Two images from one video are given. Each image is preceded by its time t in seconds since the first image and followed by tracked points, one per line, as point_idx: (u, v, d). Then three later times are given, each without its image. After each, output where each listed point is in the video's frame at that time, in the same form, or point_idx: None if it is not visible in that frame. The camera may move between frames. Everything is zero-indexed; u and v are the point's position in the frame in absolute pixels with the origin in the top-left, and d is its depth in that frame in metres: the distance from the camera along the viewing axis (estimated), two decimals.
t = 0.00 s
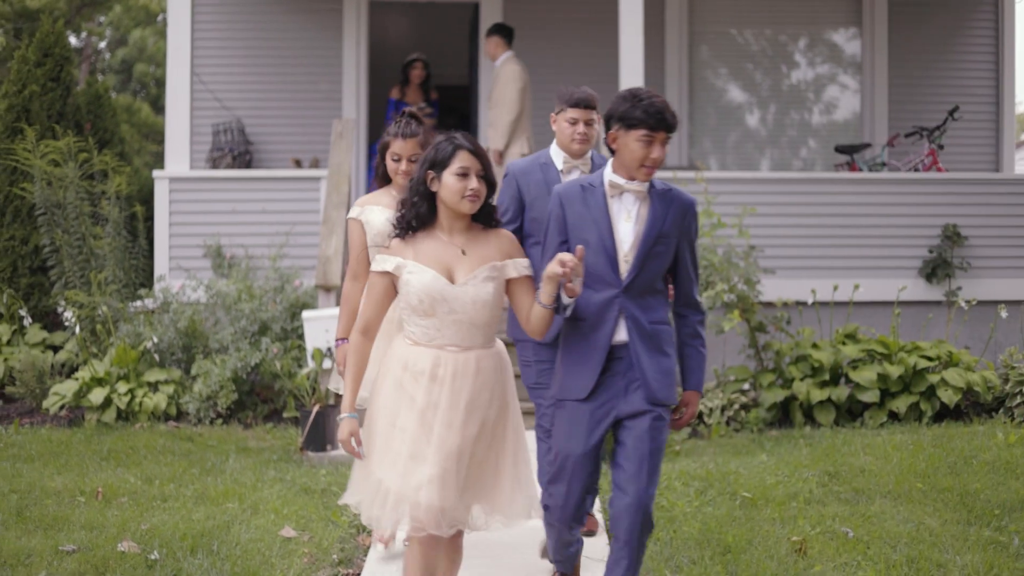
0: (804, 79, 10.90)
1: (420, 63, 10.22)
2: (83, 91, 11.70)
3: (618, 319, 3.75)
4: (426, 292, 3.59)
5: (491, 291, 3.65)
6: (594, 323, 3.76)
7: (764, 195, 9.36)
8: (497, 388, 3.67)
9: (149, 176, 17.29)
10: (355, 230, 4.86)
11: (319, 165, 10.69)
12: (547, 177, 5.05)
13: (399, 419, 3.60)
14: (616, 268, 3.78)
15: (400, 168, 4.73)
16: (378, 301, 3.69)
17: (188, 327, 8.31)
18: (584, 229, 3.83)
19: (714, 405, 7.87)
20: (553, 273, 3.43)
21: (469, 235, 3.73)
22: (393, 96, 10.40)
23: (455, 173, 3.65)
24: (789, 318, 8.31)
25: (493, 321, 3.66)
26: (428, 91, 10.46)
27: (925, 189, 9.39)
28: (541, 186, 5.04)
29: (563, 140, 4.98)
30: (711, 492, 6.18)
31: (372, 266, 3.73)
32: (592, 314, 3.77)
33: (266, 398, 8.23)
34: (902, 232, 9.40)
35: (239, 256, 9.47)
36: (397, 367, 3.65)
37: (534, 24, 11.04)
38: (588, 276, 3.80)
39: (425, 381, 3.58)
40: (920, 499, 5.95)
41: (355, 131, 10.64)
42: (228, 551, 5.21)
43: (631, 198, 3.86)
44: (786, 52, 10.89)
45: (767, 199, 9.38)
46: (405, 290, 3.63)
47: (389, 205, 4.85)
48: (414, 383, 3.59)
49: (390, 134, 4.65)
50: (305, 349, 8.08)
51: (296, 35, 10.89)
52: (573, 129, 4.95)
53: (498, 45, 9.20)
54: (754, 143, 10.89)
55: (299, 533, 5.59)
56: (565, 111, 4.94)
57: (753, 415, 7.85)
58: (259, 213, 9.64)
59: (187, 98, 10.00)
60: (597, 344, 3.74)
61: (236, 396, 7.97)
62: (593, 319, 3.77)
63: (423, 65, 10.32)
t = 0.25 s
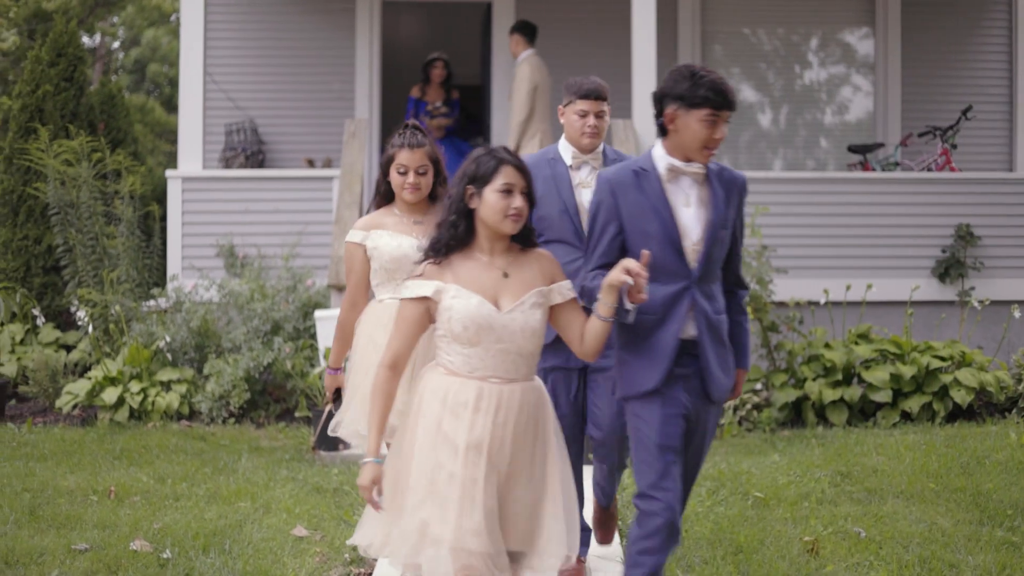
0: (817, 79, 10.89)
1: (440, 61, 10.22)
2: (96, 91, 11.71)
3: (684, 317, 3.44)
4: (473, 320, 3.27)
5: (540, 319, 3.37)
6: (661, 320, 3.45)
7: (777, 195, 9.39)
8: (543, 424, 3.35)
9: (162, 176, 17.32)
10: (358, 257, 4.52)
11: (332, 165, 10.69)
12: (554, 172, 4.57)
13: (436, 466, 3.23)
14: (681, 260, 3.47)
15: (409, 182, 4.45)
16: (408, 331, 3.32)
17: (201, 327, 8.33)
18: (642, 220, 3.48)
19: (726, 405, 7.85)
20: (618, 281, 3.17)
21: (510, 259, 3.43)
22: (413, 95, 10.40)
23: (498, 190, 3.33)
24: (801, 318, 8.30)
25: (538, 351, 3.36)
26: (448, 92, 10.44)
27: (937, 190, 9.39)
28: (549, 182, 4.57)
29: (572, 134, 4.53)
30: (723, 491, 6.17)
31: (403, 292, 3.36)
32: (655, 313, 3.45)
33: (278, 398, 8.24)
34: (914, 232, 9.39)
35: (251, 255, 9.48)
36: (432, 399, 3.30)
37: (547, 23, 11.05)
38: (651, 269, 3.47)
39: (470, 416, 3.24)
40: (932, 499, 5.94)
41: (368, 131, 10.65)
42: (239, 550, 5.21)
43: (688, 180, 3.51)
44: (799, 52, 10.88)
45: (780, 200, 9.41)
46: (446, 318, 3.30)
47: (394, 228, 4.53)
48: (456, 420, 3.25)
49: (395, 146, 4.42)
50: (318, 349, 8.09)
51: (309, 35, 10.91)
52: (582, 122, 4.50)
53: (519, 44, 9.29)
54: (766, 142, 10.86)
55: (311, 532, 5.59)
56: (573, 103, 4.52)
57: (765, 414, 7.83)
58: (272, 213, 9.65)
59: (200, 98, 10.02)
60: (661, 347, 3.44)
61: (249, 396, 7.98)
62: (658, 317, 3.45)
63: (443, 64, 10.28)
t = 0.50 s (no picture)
0: (824, 79, 10.87)
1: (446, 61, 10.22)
2: (103, 91, 11.71)
3: (781, 356, 3.25)
4: (536, 317, 2.97)
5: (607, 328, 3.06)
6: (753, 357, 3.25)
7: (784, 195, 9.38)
8: (611, 431, 3.04)
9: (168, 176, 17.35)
10: (364, 240, 4.27)
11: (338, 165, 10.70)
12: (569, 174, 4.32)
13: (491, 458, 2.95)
14: (773, 294, 3.25)
15: (422, 173, 4.21)
16: (467, 320, 3.02)
17: (207, 327, 8.33)
18: (732, 253, 3.24)
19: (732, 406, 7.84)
20: (694, 296, 2.99)
21: (572, 252, 3.12)
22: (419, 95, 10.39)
23: (569, 179, 3.00)
24: (808, 319, 8.29)
25: (601, 351, 3.07)
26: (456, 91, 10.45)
27: (944, 190, 9.38)
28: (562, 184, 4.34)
29: (596, 136, 4.13)
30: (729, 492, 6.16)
31: (455, 278, 3.04)
32: (746, 352, 3.26)
33: (285, 398, 8.24)
34: (922, 233, 9.39)
35: (258, 255, 9.49)
36: (481, 401, 3.03)
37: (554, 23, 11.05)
38: (739, 303, 3.25)
39: (509, 423, 2.97)
40: (939, 500, 5.93)
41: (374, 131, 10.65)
42: (246, 550, 5.21)
43: (773, 209, 3.29)
44: (806, 53, 10.87)
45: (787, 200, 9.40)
46: (506, 316, 3.00)
47: (403, 212, 4.30)
48: (501, 423, 2.98)
49: (407, 134, 4.21)
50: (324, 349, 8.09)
51: (315, 35, 10.90)
52: (607, 124, 4.10)
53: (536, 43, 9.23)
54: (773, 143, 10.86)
55: (318, 533, 5.59)
56: (599, 102, 4.09)
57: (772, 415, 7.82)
58: (278, 213, 9.66)
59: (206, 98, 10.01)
60: (756, 390, 3.24)
61: (255, 396, 7.98)
62: (749, 355, 3.26)
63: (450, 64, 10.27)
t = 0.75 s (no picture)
0: (828, 79, 10.87)
1: (445, 65, 10.26)
2: (106, 91, 11.71)
3: (880, 349, 3.16)
4: (652, 354, 2.68)
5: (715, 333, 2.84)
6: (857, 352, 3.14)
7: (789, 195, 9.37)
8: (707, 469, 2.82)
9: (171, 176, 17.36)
10: (365, 263, 3.93)
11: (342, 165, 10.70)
12: (595, 181, 4.11)
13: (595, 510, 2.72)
14: (879, 281, 3.18)
15: (434, 181, 3.90)
16: (571, 355, 2.70)
17: (211, 327, 8.33)
18: (845, 236, 3.15)
19: (738, 407, 7.83)
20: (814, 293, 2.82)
21: (671, 278, 2.83)
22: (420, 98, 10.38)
23: (673, 198, 2.73)
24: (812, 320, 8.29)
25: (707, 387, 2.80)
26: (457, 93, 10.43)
27: (946, 191, 9.42)
28: (589, 191, 4.11)
29: (636, 134, 3.95)
30: (735, 493, 6.15)
31: (556, 313, 2.72)
32: (850, 344, 3.13)
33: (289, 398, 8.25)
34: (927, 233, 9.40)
35: (262, 255, 9.49)
36: (585, 455, 2.75)
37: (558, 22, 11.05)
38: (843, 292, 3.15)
39: (631, 474, 2.71)
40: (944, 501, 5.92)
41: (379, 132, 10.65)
42: (251, 551, 5.21)
43: (883, 195, 3.22)
44: (811, 52, 10.86)
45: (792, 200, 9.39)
46: (617, 350, 2.70)
47: (408, 238, 3.95)
48: (623, 479, 2.72)
49: (422, 142, 3.95)
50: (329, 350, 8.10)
51: (319, 35, 10.90)
52: (646, 121, 3.92)
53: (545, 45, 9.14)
54: (778, 143, 10.88)
55: (323, 533, 5.58)
56: (632, 101, 3.93)
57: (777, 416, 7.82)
58: (282, 214, 9.66)
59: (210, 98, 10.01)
60: (859, 382, 3.12)
61: (260, 397, 7.98)
62: (853, 346, 3.13)
63: (449, 66, 10.32)
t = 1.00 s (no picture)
0: (831, 79, 10.86)
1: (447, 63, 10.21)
2: (109, 91, 11.70)
3: (1005, 384, 3.06)
4: (799, 355, 2.32)
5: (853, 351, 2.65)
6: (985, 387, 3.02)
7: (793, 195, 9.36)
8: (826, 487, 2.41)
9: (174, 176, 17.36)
10: (363, 260, 3.56)
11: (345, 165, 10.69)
12: (624, 180, 3.73)
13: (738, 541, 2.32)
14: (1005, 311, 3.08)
15: (444, 165, 3.57)
16: (700, 363, 2.33)
17: (214, 327, 8.33)
18: (971, 261, 3.05)
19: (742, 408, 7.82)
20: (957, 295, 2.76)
21: (804, 276, 2.46)
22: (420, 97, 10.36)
23: (820, 188, 2.39)
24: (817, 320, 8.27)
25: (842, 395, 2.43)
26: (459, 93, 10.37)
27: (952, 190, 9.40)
28: (618, 192, 3.73)
29: (662, 127, 3.66)
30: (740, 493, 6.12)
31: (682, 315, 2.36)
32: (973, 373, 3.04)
33: (292, 398, 8.24)
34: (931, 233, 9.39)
35: (264, 255, 9.49)
36: (718, 501, 2.35)
37: (561, 22, 11.05)
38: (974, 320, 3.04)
39: (768, 508, 2.33)
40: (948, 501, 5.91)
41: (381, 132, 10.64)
42: (254, 551, 5.20)
43: (1012, 218, 3.10)
44: (814, 52, 10.84)
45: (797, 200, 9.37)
46: (769, 354, 2.32)
47: (411, 229, 3.56)
48: (757, 515, 2.32)
49: (430, 124, 3.62)
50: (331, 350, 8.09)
51: (321, 34, 10.89)
52: (673, 113, 3.65)
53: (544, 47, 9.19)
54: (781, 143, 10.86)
55: (326, 533, 5.57)
56: (655, 92, 3.64)
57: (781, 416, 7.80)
58: (285, 213, 9.65)
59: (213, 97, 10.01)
60: (987, 413, 3.03)
61: (262, 397, 7.97)
62: (976, 376, 3.04)
63: (449, 65, 10.26)
